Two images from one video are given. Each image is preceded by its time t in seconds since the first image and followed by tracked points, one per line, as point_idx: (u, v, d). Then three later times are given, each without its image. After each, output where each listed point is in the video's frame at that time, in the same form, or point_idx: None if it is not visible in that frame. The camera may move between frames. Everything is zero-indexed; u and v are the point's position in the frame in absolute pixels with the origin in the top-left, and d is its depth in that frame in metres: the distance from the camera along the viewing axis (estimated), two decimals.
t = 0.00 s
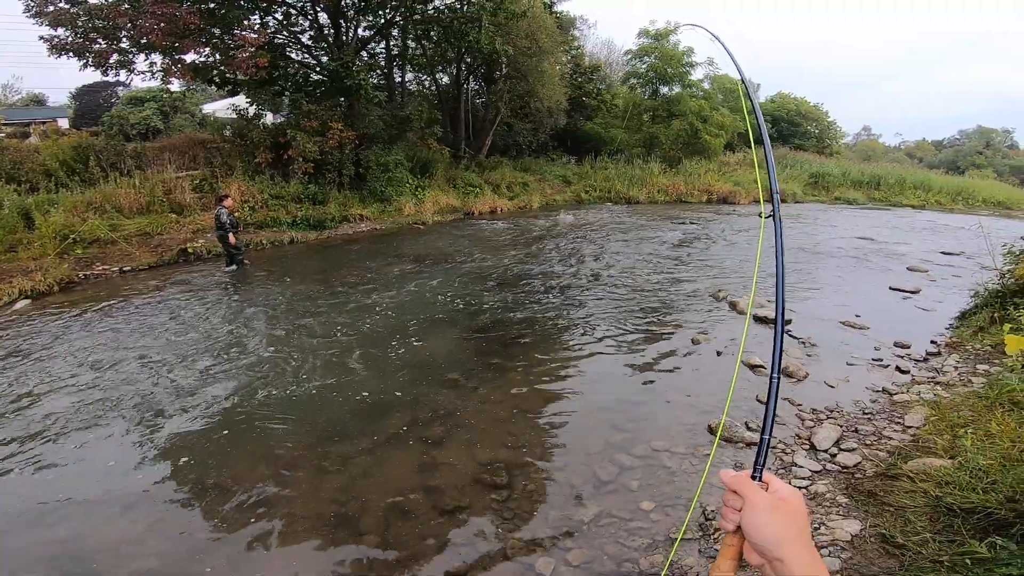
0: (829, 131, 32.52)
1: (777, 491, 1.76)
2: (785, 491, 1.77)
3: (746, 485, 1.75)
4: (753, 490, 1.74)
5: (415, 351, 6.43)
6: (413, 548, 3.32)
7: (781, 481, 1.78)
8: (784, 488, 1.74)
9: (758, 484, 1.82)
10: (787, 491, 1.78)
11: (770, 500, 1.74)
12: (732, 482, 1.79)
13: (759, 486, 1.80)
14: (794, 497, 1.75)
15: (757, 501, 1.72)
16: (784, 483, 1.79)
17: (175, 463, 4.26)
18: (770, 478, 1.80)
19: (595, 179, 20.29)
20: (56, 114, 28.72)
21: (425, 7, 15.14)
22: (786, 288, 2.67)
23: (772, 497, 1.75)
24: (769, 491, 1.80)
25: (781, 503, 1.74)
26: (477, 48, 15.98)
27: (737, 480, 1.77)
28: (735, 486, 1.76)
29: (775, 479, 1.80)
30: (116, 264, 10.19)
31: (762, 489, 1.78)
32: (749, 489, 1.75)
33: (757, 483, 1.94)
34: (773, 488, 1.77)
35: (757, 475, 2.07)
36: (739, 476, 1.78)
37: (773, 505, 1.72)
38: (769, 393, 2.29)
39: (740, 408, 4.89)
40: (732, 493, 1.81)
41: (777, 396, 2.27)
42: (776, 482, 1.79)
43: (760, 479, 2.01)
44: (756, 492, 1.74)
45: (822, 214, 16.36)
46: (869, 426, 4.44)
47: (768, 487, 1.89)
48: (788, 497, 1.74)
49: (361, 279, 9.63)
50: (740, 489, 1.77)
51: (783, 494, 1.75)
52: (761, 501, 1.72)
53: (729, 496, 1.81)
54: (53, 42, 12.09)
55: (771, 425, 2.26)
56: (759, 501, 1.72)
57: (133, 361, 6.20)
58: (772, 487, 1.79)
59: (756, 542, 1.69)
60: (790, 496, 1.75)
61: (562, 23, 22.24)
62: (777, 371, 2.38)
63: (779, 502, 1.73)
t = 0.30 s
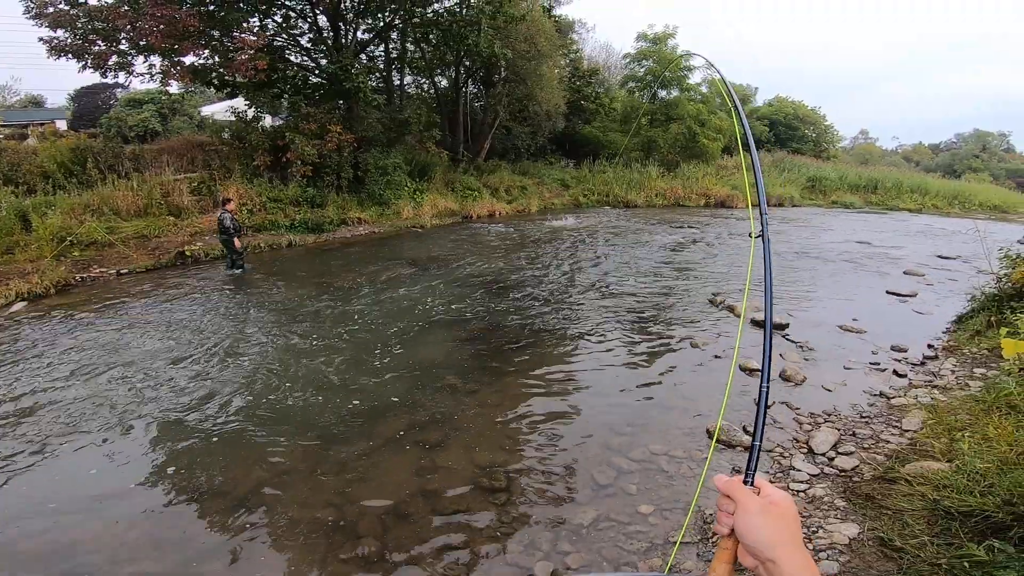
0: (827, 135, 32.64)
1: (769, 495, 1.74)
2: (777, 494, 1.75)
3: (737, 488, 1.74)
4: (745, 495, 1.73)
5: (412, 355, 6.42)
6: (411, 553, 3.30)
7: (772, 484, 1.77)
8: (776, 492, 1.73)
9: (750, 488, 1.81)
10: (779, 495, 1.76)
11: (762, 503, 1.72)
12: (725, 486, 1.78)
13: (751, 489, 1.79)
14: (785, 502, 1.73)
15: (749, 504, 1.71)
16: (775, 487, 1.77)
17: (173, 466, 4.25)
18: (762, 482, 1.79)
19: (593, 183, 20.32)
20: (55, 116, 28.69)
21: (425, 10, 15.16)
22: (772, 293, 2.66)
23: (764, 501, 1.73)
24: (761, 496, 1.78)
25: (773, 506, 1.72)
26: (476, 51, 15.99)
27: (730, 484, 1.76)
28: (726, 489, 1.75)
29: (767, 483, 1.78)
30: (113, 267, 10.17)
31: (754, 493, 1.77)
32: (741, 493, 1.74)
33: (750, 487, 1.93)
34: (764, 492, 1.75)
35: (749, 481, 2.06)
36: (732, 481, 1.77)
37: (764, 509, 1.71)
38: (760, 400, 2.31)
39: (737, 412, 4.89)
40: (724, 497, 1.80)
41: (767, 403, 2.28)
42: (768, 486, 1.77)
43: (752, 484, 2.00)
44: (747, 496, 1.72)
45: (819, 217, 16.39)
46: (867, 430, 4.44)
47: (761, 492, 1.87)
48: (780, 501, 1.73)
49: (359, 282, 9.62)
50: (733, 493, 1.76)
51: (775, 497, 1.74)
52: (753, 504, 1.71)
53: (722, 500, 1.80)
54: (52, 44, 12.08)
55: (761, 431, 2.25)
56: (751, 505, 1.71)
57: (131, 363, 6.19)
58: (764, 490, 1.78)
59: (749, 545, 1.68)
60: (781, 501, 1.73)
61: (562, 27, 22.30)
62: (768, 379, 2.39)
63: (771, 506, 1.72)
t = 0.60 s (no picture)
0: (826, 137, 32.67)
1: (773, 499, 1.75)
2: (781, 499, 1.76)
3: (741, 493, 1.75)
4: (749, 500, 1.74)
5: (411, 356, 6.41)
6: (410, 555, 3.29)
7: (775, 488, 1.78)
8: (780, 497, 1.73)
9: (754, 493, 1.81)
10: (783, 499, 1.77)
11: (766, 508, 1.73)
12: (728, 491, 1.78)
13: (754, 494, 1.79)
14: (789, 506, 1.74)
15: (753, 509, 1.71)
16: (779, 491, 1.78)
17: (170, 467, 4.24)
18: (765, 487, 1.79)
19: (593, 185, 20.31)
20: (53, 116, 28.62)
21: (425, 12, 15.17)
22: (779, 296, 2.68)
23: (768, 506, 1.74)
24: (764, 500, 1.78)
25: (777, 511, 1.73)
26: (476, 53, 15.99)
27: (732, 490, 1.76)
28: (731, 495, 1.76)
29: (770, 487, 1.79)
30: (112, 267, 10.16)
31: (758, 498, 1.78)
32: (745, 499, 1.74)
33: (753, 491, 1.93)
34: (768, 497, 1.76)
35: (753, 486, 2.07)
36: (735, 486, 1.77)
37: (768, 514, 1.71)
38: (765, 404, 2.34)
39: (738, 414, 4.89)
40: (728, 503, 1.80)
41: (773, 406, 2.32)
42: (771, 490, 1.78)
43: (756, 488, 2.00)
44: (751, 501, 1.73)
45: (819, 220, 16.40)
46: (867, 432, 4.44)
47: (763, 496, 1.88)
48: (784, 505, 1.73)
49: (358, 283, 9.61)
50: (736, 498, 1.76)
51: (779, 502, 1.74)
52: (757, 509, 1.72)
53: (725, 505, 1.80)
54: (52, 44, 12.08)
55: (767, 436, 2.29)
56: (755, 510, 1.71)
57: (130, 364, 6.20)
58: (768, 495, 1.78)
59: (753, 551, 1.68)
60: (785, 505, 1.74)
61: (562, 28, 22.33)
62: (774, 382, 2.42)
63: (775, 510, 1.73)
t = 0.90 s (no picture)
0: (819, 140, 32.89)
1: (776, 503, 1.76)
2: (784, 503, 1.77)
3: (745, 497, 1.76)
4: (752, 504, 1.74)
5: (408, 360, 6.40)
6: (408, 558, 3.28)
7: (778, 492, 1.79)
8: (784, 500, 1.75)
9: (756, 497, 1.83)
10: (785, 503, 1.78)
11: (769, 512, 1.74)
12: (732, 495, 1.78)
13: (758, 498, 1.80)
14: (793, 510, 1.76)
15: (757, 513, 1.72)
16: (782, 495, 1.79)
17: (165, 472, 4.20)
18: (768, 491, 1.80)
19: (588, 188, 20.35)
20: (46, 118, 28.43)
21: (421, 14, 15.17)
22: (781, 301, 2.71)
23: (771, 510, 1.75)
24: (767, 504, 1.80)
25: (780, 514, 1.74)
26: (472, 56, 16.00)
27: (736, 493, 1.76)
28: (735, 499, 1.76)
29: (773, 491, 1.80)
30: (105, 270, 10.11)
31: (761, 502, 1.79)
32: (748, 502, 1.75)
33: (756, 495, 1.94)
34: (771, 501, 1.77)
35: (754, 490, 2.09)
36: (739, 490, 1.77)
37: (771, 517, 1.72)
38: (768, 406, 2.37)
39: (734, 417, 4.90)
40: (731, 507, 1.80)
41: (776, 408, 2.35)
42: (775, 494, 1.79)
43: (759, 492, 2.01)
44: (755, 505, 1.74)
45: (813, 222, 16.49)
46: (863, 433, 4.45)
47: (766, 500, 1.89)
48: (788, 508, 1.75)
49: (354, 286, 9.58)
50: (739, 502, 1.76)
51: (782, 506, 1.76)
52: (761, 513, 1.72)
53: (728, 509, 1.80)
54: (46, 46, 12.01)
55: (769, 437, 2.32)
56: (759, 514, 1.72)
57: (125, 367, 6.17)
58: (771, 499, 1.79)
59: (757, 555, 1.68)
60: (788, 508, 1.76)
61: (557, 31, 22.39)
62: (776, 385, 2.45)
63: (778, 514, 1.74)
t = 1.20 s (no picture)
0: (813, 141, 33.06)
1: (774, 505, 1.77)
2: (782, 504, 1.78)
3: (744, 498, 1.76)
4: (751, 505, 1.75)
5: (405, 361, 6.38)
6: (408, 560, 3.27)
7: (777, 494, 1.80)
8: (782, 502, 1.76)
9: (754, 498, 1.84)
10: (783, 504, 1.79)
11: (768, 513, 1.75)
12: (731, 496, 1.79)
13: (756, 500, 1.81)
14: (792, 511, 1.77)
15: (755, 514, 1.73)
16: (781, 496, 1.80)
17: (162, 474, 4.17)
18: (767, 492, 1.82)
19: (584, 189, 20.37)
20: (39, 118, 28.22)
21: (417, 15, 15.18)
22: (779, 302, 2.72)
23: (770, 511, 1.76)
24: (766, 505, 1.81)
25: (778, 516, 1.75)
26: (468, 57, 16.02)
27: (735, 495, 1.77)
28: (733, 500, 1.77)
29: (771, 492, 1.82)
30: (99, 272, 10.05)
31: (759, 503, 1.80)
32: (747, 504, 1.76)
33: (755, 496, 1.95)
34: (770, 502, 1.78)
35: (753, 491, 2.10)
36: (737, 491, 1.78)
37: (770, 518, 1.73)
38: (765, 406, 2.40)
39: (731, 416, 4.91)
40: (729, 507, 1.81)
41: (774, 407, 2.38)
42: (773, 496, 1.81)
43: (757, 494, 2.03)
44: (753, 506, 1.75)
45: (809, 223, 16.54)
46: (859, 433, 4.48)
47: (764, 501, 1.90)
48: (786, 510, 1.76)
49: (351, 288, 9.56)
50: (738, 504, 1.77)
51: (781, 507, 1.77)
52: (759, 515, 1.73)
53: (727, 510, 1.81)
54: (39, 46, 11.94)
55: (767, 438, 2.34)
56: (757, 515, 1.73)
57: (122, 368, 6.15)
58: (769, 500, 1.81)
59: (755, 556, 1.69)
60: (787, 510, 1.77)
61: (553, 33, 22.41)
62: (773, 385, 2.48)
63: (777, 515, 1.75)
